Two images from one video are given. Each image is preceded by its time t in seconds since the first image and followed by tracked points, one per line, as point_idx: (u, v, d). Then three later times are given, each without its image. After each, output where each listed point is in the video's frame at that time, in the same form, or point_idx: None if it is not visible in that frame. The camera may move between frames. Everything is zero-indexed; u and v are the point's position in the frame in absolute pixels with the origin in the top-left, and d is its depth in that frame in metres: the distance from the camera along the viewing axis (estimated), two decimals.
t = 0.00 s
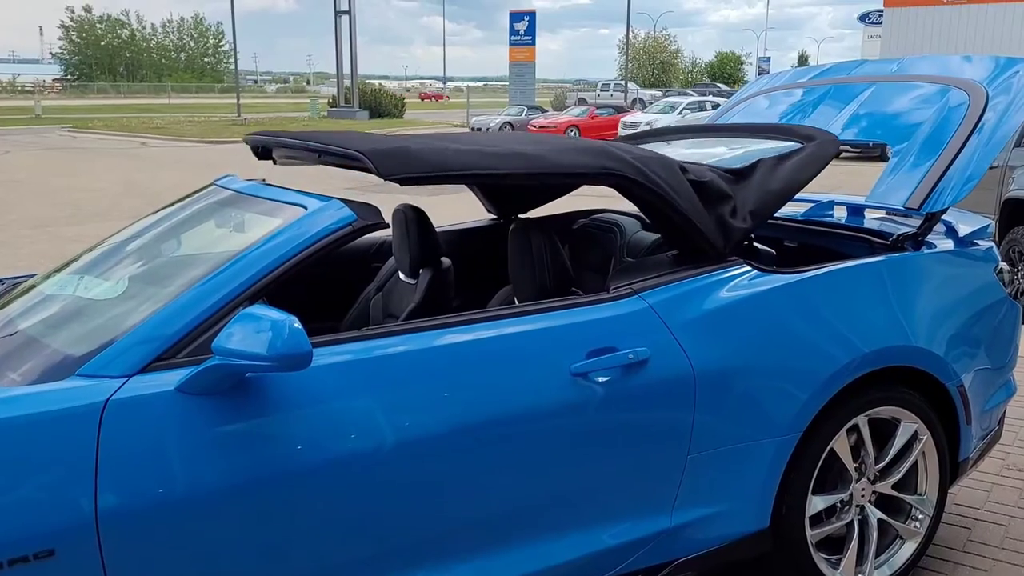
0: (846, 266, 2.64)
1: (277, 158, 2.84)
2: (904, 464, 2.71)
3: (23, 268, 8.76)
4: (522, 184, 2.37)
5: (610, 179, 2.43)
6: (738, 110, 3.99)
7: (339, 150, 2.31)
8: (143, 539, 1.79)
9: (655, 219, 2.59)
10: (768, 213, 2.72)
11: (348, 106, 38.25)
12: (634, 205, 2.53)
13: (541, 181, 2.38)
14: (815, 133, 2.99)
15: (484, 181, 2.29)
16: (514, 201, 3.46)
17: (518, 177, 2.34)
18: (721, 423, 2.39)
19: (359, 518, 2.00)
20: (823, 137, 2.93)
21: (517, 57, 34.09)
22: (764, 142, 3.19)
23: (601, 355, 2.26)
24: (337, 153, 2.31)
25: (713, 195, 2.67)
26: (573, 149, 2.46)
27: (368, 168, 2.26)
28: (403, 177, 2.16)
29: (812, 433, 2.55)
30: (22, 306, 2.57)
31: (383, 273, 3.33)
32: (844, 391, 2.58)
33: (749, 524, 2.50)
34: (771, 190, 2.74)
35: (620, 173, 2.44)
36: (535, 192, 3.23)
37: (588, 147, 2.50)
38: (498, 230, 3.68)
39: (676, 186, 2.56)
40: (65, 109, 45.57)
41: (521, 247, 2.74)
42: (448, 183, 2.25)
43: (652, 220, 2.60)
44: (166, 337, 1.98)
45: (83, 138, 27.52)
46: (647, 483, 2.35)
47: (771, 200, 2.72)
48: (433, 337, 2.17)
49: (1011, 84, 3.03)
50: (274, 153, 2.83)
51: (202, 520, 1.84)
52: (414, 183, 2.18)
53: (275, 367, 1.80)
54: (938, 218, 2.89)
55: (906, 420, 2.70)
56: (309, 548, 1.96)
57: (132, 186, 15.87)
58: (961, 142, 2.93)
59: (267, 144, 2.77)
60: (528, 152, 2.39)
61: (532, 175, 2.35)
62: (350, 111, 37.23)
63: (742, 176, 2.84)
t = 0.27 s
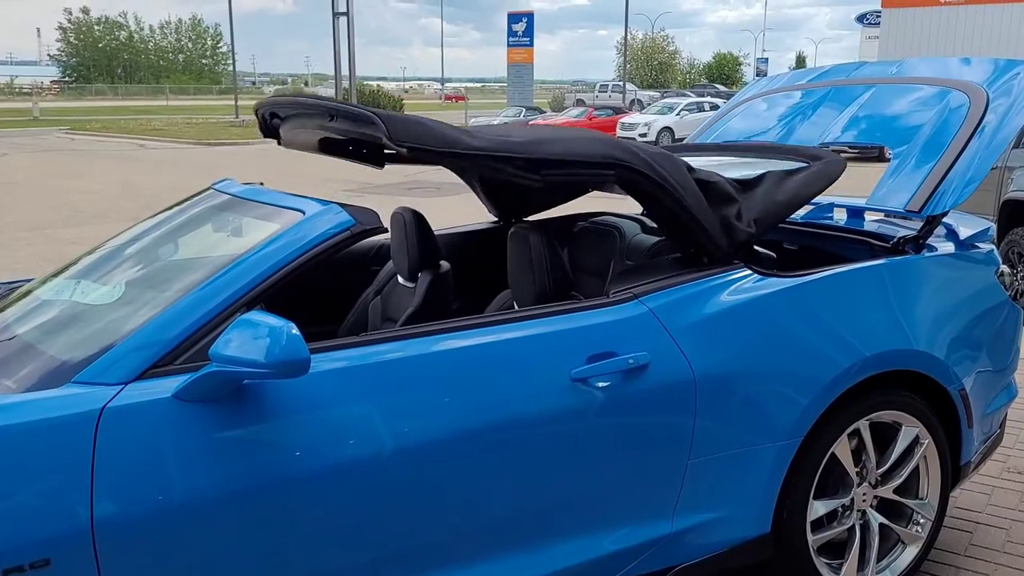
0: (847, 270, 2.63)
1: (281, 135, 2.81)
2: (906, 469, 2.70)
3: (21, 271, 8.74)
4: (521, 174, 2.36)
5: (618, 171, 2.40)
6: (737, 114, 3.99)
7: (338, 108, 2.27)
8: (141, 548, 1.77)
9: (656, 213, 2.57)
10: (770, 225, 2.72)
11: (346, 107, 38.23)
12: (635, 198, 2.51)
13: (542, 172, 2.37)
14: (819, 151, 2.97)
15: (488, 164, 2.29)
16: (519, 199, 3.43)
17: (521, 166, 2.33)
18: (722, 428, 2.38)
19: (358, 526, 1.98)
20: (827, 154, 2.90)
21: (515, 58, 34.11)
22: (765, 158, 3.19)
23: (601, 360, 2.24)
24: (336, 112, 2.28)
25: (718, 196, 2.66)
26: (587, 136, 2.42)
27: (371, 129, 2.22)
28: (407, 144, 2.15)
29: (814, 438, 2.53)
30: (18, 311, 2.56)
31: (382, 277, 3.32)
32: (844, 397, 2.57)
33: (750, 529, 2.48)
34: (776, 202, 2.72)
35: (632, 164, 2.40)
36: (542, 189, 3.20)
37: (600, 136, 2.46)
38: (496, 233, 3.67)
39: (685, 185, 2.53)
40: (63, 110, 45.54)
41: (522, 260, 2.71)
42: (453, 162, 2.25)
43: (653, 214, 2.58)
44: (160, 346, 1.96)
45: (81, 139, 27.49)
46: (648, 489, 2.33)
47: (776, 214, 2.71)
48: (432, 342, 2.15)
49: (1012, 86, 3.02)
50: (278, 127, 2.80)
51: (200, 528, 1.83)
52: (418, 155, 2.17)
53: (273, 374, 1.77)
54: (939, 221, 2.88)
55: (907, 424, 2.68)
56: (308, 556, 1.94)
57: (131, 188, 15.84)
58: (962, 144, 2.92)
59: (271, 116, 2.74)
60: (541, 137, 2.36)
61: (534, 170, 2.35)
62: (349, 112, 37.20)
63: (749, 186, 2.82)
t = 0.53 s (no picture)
0: (847, 272, 2.61)
1: (292, 111, 2.78)
2: (907, 472, 2.69)
3: (17, 273, 8.70)
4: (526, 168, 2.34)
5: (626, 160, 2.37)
6: (735, 114, 3.97)
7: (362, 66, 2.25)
8: (135, 556, 1.75)
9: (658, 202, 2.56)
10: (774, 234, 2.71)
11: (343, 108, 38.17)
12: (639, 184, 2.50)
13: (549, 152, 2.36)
14: (825, 173, 3.07)
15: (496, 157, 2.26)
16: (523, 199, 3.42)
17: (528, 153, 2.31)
18: (722, 431, 2.36)
19: (356, 532, 1.97)
20: (833, 178, 2.98)
21: (512, 58, 34.10)
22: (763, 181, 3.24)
23: (600, 363, 2.23)
24: (358, 70, 2.25)
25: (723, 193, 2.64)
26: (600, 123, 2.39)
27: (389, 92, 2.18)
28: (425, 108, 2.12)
29: (814, 441, 2.52)
30: (13, 316, 2.53)
31: (379, 279, 3.30)
32: (844, 400, 2.56)
33: (751, 533, 2.47)
34: (782, 212, 2.74)
35: (647, 158, 2.35)
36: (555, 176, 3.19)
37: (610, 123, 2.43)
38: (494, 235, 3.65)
39: (695, 181, 2.50)
40: (60, 111, 45.45)
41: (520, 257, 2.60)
42: (469, 140, 2.22)
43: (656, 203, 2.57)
44: (155, 351, 1.94)
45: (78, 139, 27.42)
46: (648, 493, 2.32)
47: (781, 224, 2.72)
48: (430, 347, 2.13)
49: (1012, 87, 3.01)
50: (292, 100, 2.77)
51: (195, 535, 1.81)
52: (432, 125, 2.15)
53: (269, 380, 1.75)
54: (939, 222, 2.87)
55: (908, 427, 2.67)
56: (305, 563, 1.92)
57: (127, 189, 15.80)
58: (962, 144, 2.91)
59: (285, 90, 2.70)
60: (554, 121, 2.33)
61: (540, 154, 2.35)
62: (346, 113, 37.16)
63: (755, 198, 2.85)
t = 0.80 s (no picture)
0: (847, 274, 2.60)
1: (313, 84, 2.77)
2: (908, 475, 2.68)
3: (10, 277, 8.64)
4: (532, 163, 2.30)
5: (643, 147, 2.39)
6: (731, 116, 3.96)
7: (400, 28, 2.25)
8: (130, 567, 1.72)
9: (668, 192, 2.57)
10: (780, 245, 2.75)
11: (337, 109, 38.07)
12: (651, 172, 2.50)
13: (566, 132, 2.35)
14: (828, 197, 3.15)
15: (509, 142, 2.23)
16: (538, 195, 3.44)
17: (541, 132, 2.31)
18: (723, 434, 2.34)
19: (355, 541, 1.94)
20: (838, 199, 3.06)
21: (507, 59, 34.07)
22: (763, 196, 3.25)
23: (600, 368, 2.21)
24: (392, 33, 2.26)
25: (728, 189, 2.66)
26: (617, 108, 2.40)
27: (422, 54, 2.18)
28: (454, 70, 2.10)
29: (816, 444, 2.50)
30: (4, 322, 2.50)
31: (376, 282, 3.28)
32: (845, 403, 2.54)
33: (753, 538, 2.45)
34: (791, 223, 2.78)
35: (660, 147, 2.36)
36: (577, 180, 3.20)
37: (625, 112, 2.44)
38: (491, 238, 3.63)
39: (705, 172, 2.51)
40: (54, 114, 45.26)
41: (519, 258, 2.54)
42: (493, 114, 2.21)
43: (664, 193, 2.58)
44: (149, 358, 1.91)
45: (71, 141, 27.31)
46: (649, 498, 2.30)
47: (789, 235, 2.76)
48: (429, 352, 2.11)
49: (1010, 87, 3.00)
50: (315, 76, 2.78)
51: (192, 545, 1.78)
52: (456, 88, 2.13)
53: (265, 387, 1.72)
54: (939, 223, 2.86)
55: (909, 430, 2.66)
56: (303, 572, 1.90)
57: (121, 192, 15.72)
58: (962, 145, 2.89)
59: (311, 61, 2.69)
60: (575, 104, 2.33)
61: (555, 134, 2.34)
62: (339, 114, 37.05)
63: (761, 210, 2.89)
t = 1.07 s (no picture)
0: (846, 278, 2.59)
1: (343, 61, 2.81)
2: (908, 480, 2.66)
3: None
4: (545, 156, 2.24)
5: (658, 132, 2.37)
6: (725, 119, 3.94)
7: None
8: None
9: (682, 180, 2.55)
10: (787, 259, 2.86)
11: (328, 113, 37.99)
12: (667, 164, 2.49)
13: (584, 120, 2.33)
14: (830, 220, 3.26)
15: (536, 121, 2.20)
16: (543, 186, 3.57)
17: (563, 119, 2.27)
18: (723, 440, 2.32)
19: (352, 554, 1.91)
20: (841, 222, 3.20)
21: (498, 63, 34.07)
22: (759, 213, 3.30)
23: (599, 375, 2.18)
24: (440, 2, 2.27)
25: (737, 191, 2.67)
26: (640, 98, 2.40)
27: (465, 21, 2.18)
28: (497, 38, 2.10)
29: (816, 450, 2.48)
30: None
31: (370, 288, 3.25)
32: (845, 409, 2.52)
33: (754, 545, 2.43)
34: (798, 236, 2.90)
35: (677, 135, 2.34)
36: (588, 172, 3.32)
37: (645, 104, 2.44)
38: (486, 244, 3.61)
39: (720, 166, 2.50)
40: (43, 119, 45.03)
41: (516, 264, 2.49)
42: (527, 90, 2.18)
43: (678, 184, 2.57)
44: (142, 369, 1.88)
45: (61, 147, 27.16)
46: (649, 506, 2.27)
47: (796, 249, 2.87)
48: (426, 360, 2.09)
49: (1007, 90, 2.99)
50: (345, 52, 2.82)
51: (185, 560, 1.74)
52: (494, 59, 2.11)
53: (260, 399, 1.68)
54: (936, 227, 2.85)
55: (909, 434, 2.64)
56: None
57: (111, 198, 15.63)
58: (959, 148, 2.88)
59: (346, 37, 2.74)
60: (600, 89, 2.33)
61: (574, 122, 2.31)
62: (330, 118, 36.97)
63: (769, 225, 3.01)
